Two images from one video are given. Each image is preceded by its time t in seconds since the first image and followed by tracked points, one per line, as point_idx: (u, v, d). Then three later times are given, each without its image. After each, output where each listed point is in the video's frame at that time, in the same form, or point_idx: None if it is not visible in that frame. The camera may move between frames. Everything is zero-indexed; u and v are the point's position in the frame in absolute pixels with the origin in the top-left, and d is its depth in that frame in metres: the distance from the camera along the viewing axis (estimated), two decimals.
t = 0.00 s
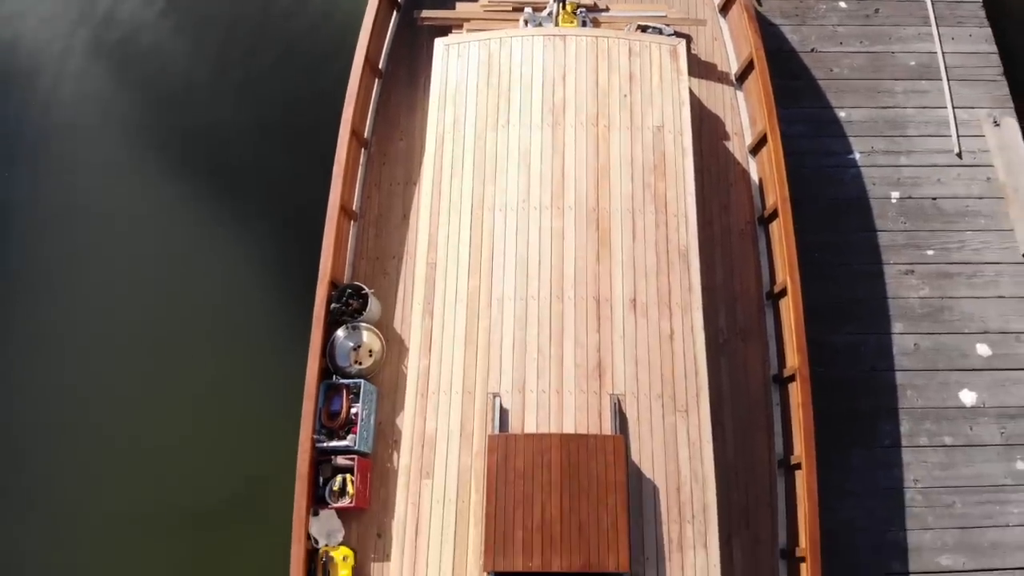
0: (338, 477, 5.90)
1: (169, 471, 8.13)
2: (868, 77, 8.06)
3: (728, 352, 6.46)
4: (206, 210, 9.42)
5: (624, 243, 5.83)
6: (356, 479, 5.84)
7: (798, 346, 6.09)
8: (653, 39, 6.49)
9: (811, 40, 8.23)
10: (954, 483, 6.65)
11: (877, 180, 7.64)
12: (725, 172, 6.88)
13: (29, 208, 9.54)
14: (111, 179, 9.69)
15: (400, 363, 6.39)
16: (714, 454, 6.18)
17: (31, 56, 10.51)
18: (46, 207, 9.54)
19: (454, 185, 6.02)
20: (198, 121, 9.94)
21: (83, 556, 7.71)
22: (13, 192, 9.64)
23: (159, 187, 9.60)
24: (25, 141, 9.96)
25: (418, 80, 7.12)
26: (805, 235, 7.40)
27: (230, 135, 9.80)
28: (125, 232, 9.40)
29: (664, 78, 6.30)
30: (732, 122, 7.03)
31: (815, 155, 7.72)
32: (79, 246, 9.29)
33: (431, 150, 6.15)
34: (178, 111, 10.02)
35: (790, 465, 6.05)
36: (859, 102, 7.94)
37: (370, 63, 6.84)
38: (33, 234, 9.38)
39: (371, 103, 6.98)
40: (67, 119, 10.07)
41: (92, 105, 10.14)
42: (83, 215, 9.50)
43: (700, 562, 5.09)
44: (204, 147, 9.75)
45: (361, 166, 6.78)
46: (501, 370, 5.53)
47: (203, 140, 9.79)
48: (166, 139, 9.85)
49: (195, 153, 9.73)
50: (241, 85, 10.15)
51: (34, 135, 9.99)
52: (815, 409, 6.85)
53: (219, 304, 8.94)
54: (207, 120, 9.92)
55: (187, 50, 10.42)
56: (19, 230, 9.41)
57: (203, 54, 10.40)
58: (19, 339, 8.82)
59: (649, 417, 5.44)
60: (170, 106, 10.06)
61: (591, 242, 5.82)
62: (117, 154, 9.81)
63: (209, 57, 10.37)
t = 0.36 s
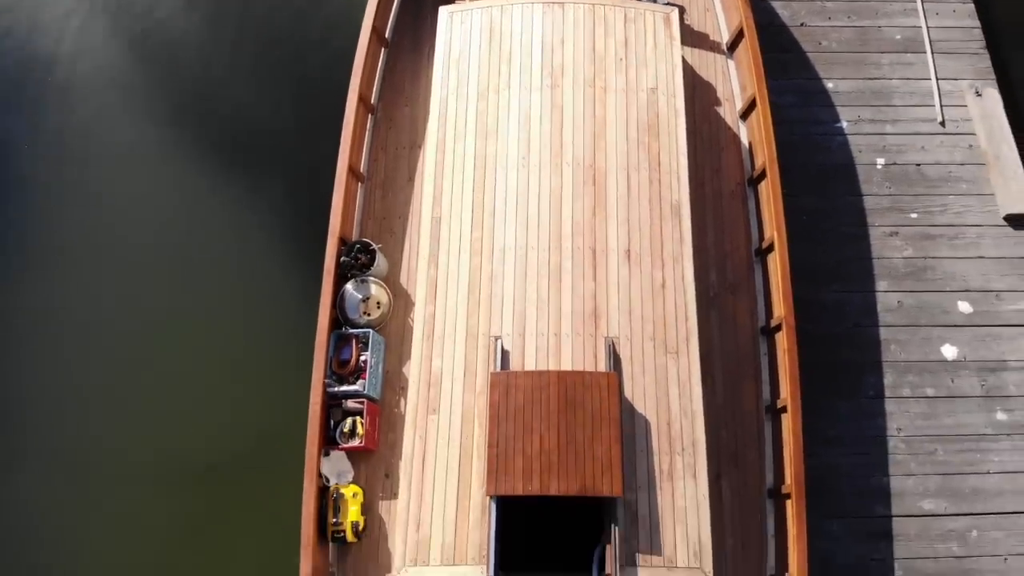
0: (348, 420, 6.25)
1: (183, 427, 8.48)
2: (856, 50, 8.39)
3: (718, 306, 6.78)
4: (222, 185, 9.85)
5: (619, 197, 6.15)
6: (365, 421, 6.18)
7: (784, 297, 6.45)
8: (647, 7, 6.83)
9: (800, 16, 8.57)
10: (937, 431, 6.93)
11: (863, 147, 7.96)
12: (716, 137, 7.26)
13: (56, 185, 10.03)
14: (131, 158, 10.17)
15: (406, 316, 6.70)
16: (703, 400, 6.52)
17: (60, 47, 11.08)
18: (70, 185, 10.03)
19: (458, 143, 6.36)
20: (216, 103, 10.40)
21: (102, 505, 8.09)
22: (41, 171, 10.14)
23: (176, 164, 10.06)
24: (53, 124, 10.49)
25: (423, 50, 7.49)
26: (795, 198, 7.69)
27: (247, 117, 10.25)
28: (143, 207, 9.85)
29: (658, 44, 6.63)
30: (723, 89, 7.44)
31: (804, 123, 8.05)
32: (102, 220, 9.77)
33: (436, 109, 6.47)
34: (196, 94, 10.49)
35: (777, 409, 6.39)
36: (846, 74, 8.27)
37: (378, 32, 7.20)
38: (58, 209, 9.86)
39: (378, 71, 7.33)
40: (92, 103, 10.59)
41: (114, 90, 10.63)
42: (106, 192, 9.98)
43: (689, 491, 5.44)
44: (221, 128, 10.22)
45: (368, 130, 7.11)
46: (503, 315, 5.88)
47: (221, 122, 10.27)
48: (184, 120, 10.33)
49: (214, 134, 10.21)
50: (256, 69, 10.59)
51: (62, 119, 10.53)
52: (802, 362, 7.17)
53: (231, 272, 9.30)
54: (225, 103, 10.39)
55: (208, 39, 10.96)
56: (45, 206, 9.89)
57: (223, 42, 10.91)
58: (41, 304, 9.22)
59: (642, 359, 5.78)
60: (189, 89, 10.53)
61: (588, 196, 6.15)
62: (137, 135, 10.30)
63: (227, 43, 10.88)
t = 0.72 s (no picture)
0: (356, 373, 6.55)
1: (196, 392, 8.82)
2: (844, 28, 8.69)
3: (710, 267, 7.11)
4: (227, 157, 10.05)
5: (615, 160, 6.46)
6: (373, 374, 6.51)
7: (773, 258, 6.77)
8: None
9: None
10: (921, 389, 7.20)
11: (850, 120, 8.25)
12: (709, 108, 7.58)
13: (69, 159, 10.30)
14: (141, 132, 10.40)
15: (411, 278, 6.99)
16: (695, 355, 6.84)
17: (67, 23, 11.28)
18: (82, 158, 10.29)
19: (460, 108, 6.65)
20: (221, 76, 10.59)
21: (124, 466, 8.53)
22: (54, 144, 10.39)
23: (184, 137, 10.26)
24: (64, 100, 10.73)
25: (427, 23, 7.80)
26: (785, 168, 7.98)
27: (251, 90, 10.43)
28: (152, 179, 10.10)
29: (653, 16, 6.95)
30: (716, 61, 7.77)
31: (793, 97, 8.35)
32: (114, 194, 10.06)
33: (439, 78, 6.78)
34: (203, 68, 10.70)
35: (765, 364, 6.70)
36: (835, 51, 8.57)
37: (383, 8, 7.54)
38: (72, 183, 10.16)
39: (384, 44, 7.65)
40: (102, 77, 10.81)
41: (125, 66, 10.85)
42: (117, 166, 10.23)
43: (680, 435, 5.76)
44: (227, 101, 10.41)
45: (373, 101, 7.42)
46: (504, 270, 6.18)
47: (225, 95, 10.45)
48: (191, 94, 10.53)
49: (219, 106, 10.40)
50: (261, 43, 10.75)
51: (73, 94, 10.75)
52: (791, 324, 7.45)
53: (239, 242, 9.53)
54: (230, 76, 10.58)
55: (211, 10, 11.07)
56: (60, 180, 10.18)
57: (226, 12, 11.03)
58: (59, 276, 9.58)
59: (636, 313, 6.08)
60: (195, 63, 10.74)
61: (586, 159, 6.46)
62: (145, 109, 10.52)
63: (230, 17, 11.00)
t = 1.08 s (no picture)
0: (365, 331, 6.90)
1: (210, 356, 9.17)
2: (833, 9, 9.03)
3: (701, 232, 7.48)
4: (237, 134, 10.35)
5: (612, 126, 6.81)
6: (381, 332, 6.84)
7: (761, 223, 7.15)
8: None
9: None
10: (905, 349, 7.51)
11: (838, 96, 8.59)
12: (701, 82, 7.97)
13: (84, 140, 10.64)
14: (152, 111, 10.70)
15: (416, 243, 7.30)
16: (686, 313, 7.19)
17: (79, 7, 11.56)
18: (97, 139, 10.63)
19: (464, 79, 7.02)
20: (231, 57, 10.88)
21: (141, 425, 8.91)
22: (71, 126, 10.76)
23: (193, 115, 10.56)
24: (77, 81, 11.05)
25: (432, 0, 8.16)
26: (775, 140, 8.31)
27: (260, 70, 10.73)
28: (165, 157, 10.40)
29: None
30: (709, 37, 8.15)
31: (783, 75, 8.70)
32: (127, 172, 10.37)
33: (443, 51, 7.13)
34: (212, 48, 10.97)
35: (753, 323, 7.06)
36: (824, 30, 8.91)
37: None
38: (87, 162, 10.49)
39: (391, 21, 8.01)
40: (115, 60, 11.14)
41: (136, 49, 11.15)
42: (130, 145, 10.55)
43: (671, 382, 6.10)
44: (235, 80, 10.68)
45: (380, 76, 7.77)
46: (506, 230, 6.54)
47: (235, 74, 10.73)
48: (201, 74, 10.81)
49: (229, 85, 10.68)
50: (268, 24, 11.05)
51: (87, 76, 11.06)
52: (780, 288, 7.79)
53: (251, 215, 9.86)
54: (239, 57, 10.86)
55: None
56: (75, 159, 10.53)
57: None
58: (76, 249, 9.92)
59: (631, 269, 6.43)
60: (204, 44, 11.01)
61: (583, 125, 6.81)
62: (157, 89, 10.82)
63: None
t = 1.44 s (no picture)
0: (373, 297, 7.25)
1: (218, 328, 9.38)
2: None
3: (694, 205, 7.82)
4: (245, 115, 10.60)
5: (608, 101, 7.17)
6: (388, 298, 7.19)
7: (751, 194, 7.48)
8: None
9: None
10: (889, 317, 7.85)
11: (826, 78, 8.95)
12: (694, 63, 8.34)
13: (99, 123, 10.95)
14: (165, 95, 11.00)
15: (421, 216, 7.67)
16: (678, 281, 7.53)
17: None
18: (112, 122, 10.94)
19: (467, 58, 7.39)
20: (242, 41, 11.18)
21: (151, 393, 9.11)
22: (85, 109, 11.05)
23: (202, 98, 10.83)
24: (90, 66, 11.39)
25: None
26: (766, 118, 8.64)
27: (270, 53, 11.01)
28: (175, 138, 10.67)
29: None
30: (702, 21, 8.53)
31: (774, 57, 9.05)
32: (140, 152, 10.67)
33: (447, 33, 7.53)
34: (223, 33, 11.26)
35: (743, 290, 7.40)
36: (813, 15, 9.28)
37: None
38: (101, 143, 10.78)
39: (398, 6, 8.40)
40: (128, 46, 11.44)
41: (148, 35, 11.46)
42: (143, 127, 10.84)
43: (663, 342, 6.45)
44: (245, 64, 10.97)
45: (387, 57, 8.14)
46: (507, 199, 6.89)
47: (246, 58, 11.02)
48: (212, 58, 11.09)
49: (239, 68, 10.96)
50: (276, 10, 11.36)
51: (102, 62, 11.39)
52: (770, 260, 8.13)
53: (259, 191, 10.09)
54: (250, 42, 11.16)
55: None
56: (90, 141, 10.82)
57: None
58: (91, 227, 10.22)
59: (625, 234, 6.78)
60: (215, 29, 11.30)
61: (580, 99, 7.18)
62: (169, 73, 11.12)
63: None
